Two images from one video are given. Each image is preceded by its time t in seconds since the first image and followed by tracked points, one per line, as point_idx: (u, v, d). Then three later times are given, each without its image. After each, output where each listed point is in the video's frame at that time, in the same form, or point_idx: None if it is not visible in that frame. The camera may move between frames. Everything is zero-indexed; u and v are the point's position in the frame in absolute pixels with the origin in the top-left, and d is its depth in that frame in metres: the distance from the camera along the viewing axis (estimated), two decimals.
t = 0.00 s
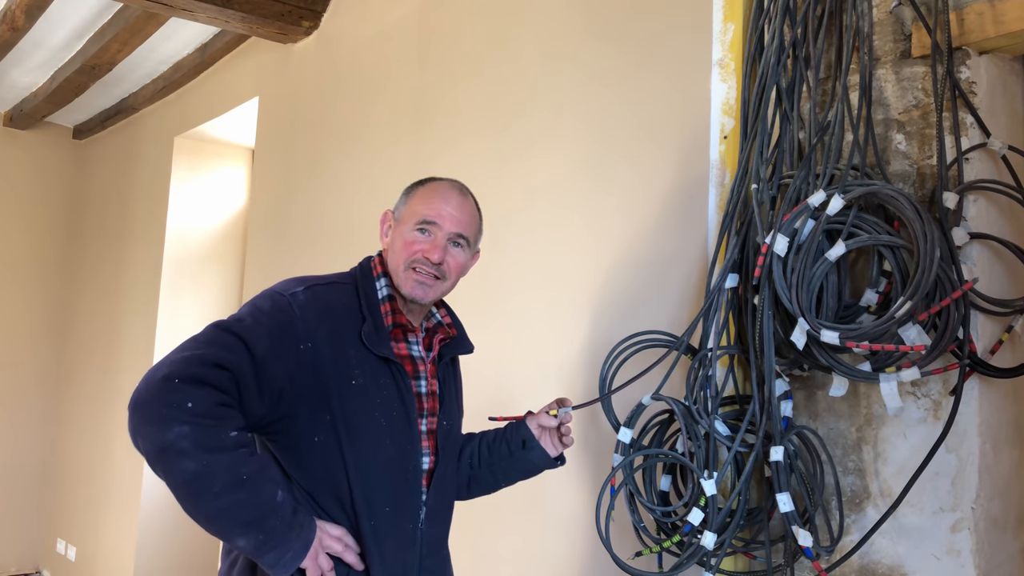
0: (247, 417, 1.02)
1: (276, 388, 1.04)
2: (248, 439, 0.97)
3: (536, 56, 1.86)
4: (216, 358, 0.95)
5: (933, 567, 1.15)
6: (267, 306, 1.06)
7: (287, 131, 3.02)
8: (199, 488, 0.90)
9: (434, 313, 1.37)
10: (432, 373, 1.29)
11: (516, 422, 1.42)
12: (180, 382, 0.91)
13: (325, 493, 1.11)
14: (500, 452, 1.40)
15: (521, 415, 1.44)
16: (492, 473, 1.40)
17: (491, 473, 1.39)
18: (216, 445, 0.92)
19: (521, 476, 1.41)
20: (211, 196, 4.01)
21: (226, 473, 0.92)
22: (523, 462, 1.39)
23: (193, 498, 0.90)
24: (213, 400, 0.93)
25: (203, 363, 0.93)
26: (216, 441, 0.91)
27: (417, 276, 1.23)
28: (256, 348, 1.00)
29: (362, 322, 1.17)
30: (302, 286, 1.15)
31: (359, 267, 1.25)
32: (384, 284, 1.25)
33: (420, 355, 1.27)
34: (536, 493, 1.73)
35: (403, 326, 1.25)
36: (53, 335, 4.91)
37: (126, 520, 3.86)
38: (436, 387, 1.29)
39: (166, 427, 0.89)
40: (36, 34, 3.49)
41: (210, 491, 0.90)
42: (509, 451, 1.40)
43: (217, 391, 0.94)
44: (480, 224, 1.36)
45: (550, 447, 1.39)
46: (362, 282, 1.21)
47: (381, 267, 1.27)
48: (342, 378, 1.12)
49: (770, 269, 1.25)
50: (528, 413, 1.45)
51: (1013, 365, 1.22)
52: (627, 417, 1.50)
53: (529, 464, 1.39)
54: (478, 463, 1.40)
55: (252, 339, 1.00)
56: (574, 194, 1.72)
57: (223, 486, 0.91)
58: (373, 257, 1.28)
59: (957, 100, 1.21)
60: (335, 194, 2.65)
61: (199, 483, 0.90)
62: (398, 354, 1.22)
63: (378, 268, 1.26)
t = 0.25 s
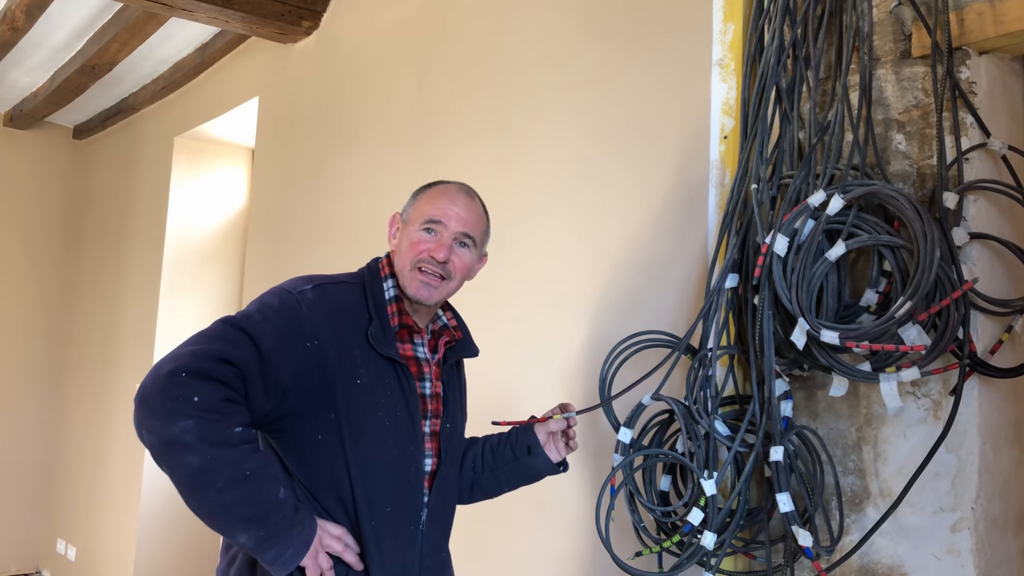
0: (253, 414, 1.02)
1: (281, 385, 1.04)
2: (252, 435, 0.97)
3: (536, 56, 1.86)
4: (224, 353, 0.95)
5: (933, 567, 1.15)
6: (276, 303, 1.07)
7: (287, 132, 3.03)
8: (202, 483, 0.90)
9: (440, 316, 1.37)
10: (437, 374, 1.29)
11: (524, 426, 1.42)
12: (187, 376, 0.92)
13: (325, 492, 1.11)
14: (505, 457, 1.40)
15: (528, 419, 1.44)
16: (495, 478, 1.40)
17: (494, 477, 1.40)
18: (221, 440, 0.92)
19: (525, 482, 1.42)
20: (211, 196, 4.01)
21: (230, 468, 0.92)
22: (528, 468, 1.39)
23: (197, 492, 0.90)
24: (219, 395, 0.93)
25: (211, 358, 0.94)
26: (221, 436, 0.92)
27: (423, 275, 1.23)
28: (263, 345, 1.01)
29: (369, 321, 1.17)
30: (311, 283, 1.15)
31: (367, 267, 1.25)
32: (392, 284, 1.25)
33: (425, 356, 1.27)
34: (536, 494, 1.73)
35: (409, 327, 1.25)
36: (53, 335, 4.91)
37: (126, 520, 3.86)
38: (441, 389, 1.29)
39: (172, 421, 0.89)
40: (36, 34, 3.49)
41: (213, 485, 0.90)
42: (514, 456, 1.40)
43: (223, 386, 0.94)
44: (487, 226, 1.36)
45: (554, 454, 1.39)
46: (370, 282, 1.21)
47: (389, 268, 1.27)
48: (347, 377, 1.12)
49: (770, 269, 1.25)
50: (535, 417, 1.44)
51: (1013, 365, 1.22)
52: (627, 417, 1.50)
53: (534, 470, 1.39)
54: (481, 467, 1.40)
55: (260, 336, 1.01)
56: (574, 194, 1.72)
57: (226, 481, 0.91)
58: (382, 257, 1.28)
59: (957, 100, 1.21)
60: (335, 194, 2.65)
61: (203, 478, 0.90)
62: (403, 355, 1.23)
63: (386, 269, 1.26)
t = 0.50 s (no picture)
0: (252, 415, 1.02)
1: (281, 386, 1.04)
2: (251, 437, 0.97)
3: (536, 57, 1.86)
4: (222, 355, 0.95)
5: (933, 567, 1.15)
6: (274, 304, 1.07)
7: (287, 132, 3.03)
8: (201, 485, 0.90)
9: (440, 315, 1.36)
10: (437, 374, 1.29)
11: (524, 422, 1.42)
12: (185, 378, 0.92)
13: (326, 493, 1.11)
14: (507, 454, 1.40)
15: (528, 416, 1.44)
16: (497, 476, 1.40)
17: (497, 475, 1.40)
18: (220, 441, 0.92)
19: (527, 478, 1.42)
20: (211, 196, 4.01)
21: (229, 470, 0.92)
22: (531, 464, 1.39)
23: (197, 494, 0.90)
24: (218, 398, 0.93)
25: (209, 360, 0.94)
26: (220, 438, 0.92)
27: (420, 271, 1.22)
28: (262, 346, 1.01)
29: (368, 321, 1.17)
30: (309, 284, 1.15)
31: (366, 266, 1.25)
32: (391, 284, 1.25)
33: (425, 356, 1.27)
34: (536, 493, 1.73)
35: (409, 327, 1.25)
36: (53, 335, 4.91)
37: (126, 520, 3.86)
38: (441, 389, 1.29)
39: (171, 424, 0.90)
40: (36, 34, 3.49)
41: (213, 487, 0.90)
42: (516, 453, 1.40)
43: (222, 389, 0.94)
44: (484, 221, 1.36)
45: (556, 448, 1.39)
46: (368, 283, 1.21)
47: (388, 267, 1.27)
48: (347, 377, 1.12)
49: (770, 269, 1.25)
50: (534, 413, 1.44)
51: (1013, 365, 1.22)
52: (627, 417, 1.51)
53: (536, 466, 1.39)
54: (483, 466, 1.40)
55: (258, 337, 1.01)
56: (574, 194, 1.72)
57: (225, 483, 0.91)
58: (381, 257, 1.28)
59: (957, 100, 1.21)
60: (335, 194, 2.65)
61: (202, 480, 0.90)
62: (403, 355, 1.23)
63: (385, 269, 1.26)
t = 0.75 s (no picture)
0: (247, 416, 1.02)
1: (277, 386, 1.04)
2: (247, 437, 0.97)
3: (535, 57, 1.86)
4: (216, 355, 0.95)
5: (933, 568, 1.15)
6: (269, 303, 1.07)
7: (287, 132, 3.03)
8: (197, 486, 0.90)
9: (437, 314, 1.36)
10: (435, 373, 1.29)
11: (525, 421, 1.42)
12: (179, 378, 0.92)
13: (324, 493, 1.11)
14: (508, 454, 1.40)
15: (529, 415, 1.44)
16: (498, 475, 1.40)
17: (498, 475, 1.40)
18: (215, 442, 0.92)
19: (529, 478, 1.42)
20: (211, 196, 4.01)
21: (225, 471, 0.92)
22: (533, 462, 1.39)
23: (192, 495, 0.90)
24: (213, 398, 0.93)
25: (203, 360, 0.94)
26: (214, 438, 0.92)
27: (414, 268, 1.22)
28: (257, 346, 1.01)
29: (365, 321, 1.17)
30: (305, 283, 1.15)
31: (362, 265, 1.25)
32: (387, 283, 1.25)
33: (422, 355, 1.27)
34: (537, 494, 1.73)
35: (406, 326, 1.24)
36: (53, 335, 4.91)
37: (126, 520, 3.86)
38: (439, 388, 1.29)
39: (165, 424, 0.90)
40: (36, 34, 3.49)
41: (208, 488, 0.90)
42: (518, 451, 1.40)
43: (216, 389, 0.94)
44: (480, 218, 1.37)
45: (558, 446, 1.39)
46: (365, 282, 1.21)
47: (384, 266, 1.27)
48: (344, 377, 1.12)
49: (770, 269, 1.25)
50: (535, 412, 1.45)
51: (1013, 365, 1.22)
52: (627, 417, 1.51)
53: (539, 464, 1.39)
54: (484, 466, 1.40)
55: (253, 337, 1.01)
56: (574, 195, 1.72)
57: (221, 484, 0.91)
58: (376, 256, 1.28)
59: (956, 100, 1.21)
60: (335, 194, 2.65)
61: (198, 481, 0.90)
62: (401, 354, 1.21)
63: (381, 268, 1.26)
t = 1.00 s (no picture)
0: (243, 411, 1.02)
1: (273, 382, 1.04)
2: (243, 433, 0.98)
3: (535, 57, 1.86)
4: (212, 349, 0.95)
5: (933, 568, 1.15)
6: (264, 298, 1.07)
7: (287, 132, 3.03)
8: (193, 482, 0.90)
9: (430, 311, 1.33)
10: (430, 371, 1.29)
11: (526, 421, 1.42)
12: (175, 372, 0.92)
13: (320, 492, 1.10)
14: (508, 454, 1.40)
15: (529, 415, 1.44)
16: (498, 476, 1.40)
17: (497, 475, 1.40)
18: (211, 437, 0.92)
19: (530, 478, 1.41)
20: (211, 196, 4.01)
21: (221, 467, 0.92)
22: (534, 461, 1.39)
23: (188, 492, 0.90)
24: (208, 392, 0.94)
25: (199, 354, 0.94)
26: (210, 433, 0.92)
27: (444, 286, 1.22)
28: (253, 341, 1.01)
29: (361, 317, 1.18)
30: (300, 279, 1.15)
31: (354, 264, 1.24)
32: (382, 279, 1.23)
33: (417, 353, 1.27)
34: (537, 494, 1.73)
35: (401, 322, 1.24)
36: (53, 335, 4.92)
37: (126, 520, 3.86)
38: (435, 386, 1.29)
39: (161, 418, 0.90)
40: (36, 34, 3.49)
41: (204, 484, 0.90)
42: (518, 451, 1.40)
43: (212, 383, 0.95)
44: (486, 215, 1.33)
45: (559, 446, 1.39)
46: (359, 281, 1.21)
47: (378, 264, 1.25)
48: (340, 373, 1.12)
49: (770, 269, 1.25)
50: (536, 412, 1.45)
51: (1013, 365, 1.22)
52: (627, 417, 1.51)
53: (539, 464, 1.39)
54: (483, 467, 1.40)
55: (249, 331, 1.01)
56: (574, 195, 1.72)
57: (217, 480, 0.91)
58: (369, 254, 1.27)
59: (956, 100, 1.21)
60: (336, 194, 2.65)
61: (193, 477, 0.90)
62: (395, 350, 1.23)
63: (374, 265, 1.24)
